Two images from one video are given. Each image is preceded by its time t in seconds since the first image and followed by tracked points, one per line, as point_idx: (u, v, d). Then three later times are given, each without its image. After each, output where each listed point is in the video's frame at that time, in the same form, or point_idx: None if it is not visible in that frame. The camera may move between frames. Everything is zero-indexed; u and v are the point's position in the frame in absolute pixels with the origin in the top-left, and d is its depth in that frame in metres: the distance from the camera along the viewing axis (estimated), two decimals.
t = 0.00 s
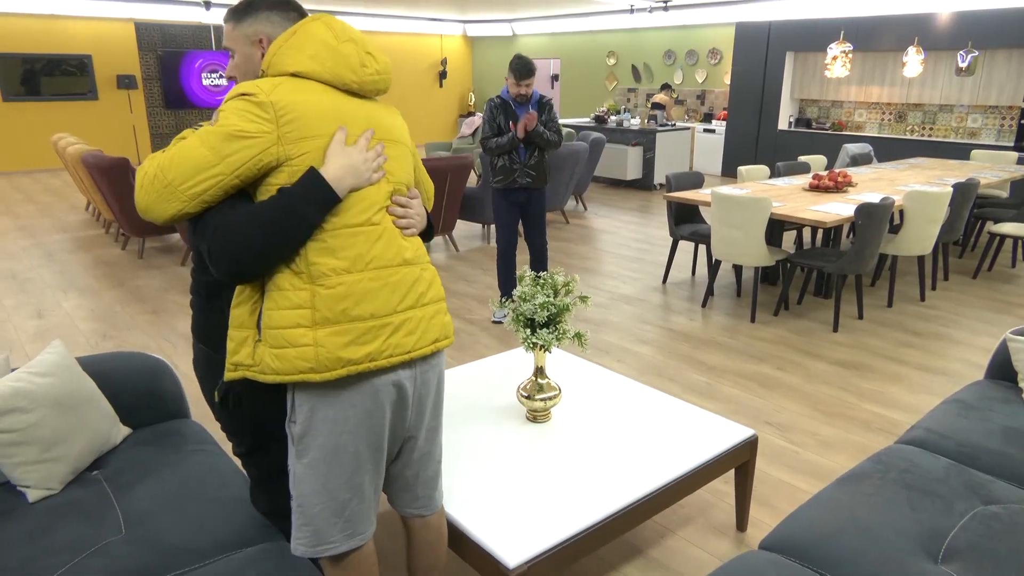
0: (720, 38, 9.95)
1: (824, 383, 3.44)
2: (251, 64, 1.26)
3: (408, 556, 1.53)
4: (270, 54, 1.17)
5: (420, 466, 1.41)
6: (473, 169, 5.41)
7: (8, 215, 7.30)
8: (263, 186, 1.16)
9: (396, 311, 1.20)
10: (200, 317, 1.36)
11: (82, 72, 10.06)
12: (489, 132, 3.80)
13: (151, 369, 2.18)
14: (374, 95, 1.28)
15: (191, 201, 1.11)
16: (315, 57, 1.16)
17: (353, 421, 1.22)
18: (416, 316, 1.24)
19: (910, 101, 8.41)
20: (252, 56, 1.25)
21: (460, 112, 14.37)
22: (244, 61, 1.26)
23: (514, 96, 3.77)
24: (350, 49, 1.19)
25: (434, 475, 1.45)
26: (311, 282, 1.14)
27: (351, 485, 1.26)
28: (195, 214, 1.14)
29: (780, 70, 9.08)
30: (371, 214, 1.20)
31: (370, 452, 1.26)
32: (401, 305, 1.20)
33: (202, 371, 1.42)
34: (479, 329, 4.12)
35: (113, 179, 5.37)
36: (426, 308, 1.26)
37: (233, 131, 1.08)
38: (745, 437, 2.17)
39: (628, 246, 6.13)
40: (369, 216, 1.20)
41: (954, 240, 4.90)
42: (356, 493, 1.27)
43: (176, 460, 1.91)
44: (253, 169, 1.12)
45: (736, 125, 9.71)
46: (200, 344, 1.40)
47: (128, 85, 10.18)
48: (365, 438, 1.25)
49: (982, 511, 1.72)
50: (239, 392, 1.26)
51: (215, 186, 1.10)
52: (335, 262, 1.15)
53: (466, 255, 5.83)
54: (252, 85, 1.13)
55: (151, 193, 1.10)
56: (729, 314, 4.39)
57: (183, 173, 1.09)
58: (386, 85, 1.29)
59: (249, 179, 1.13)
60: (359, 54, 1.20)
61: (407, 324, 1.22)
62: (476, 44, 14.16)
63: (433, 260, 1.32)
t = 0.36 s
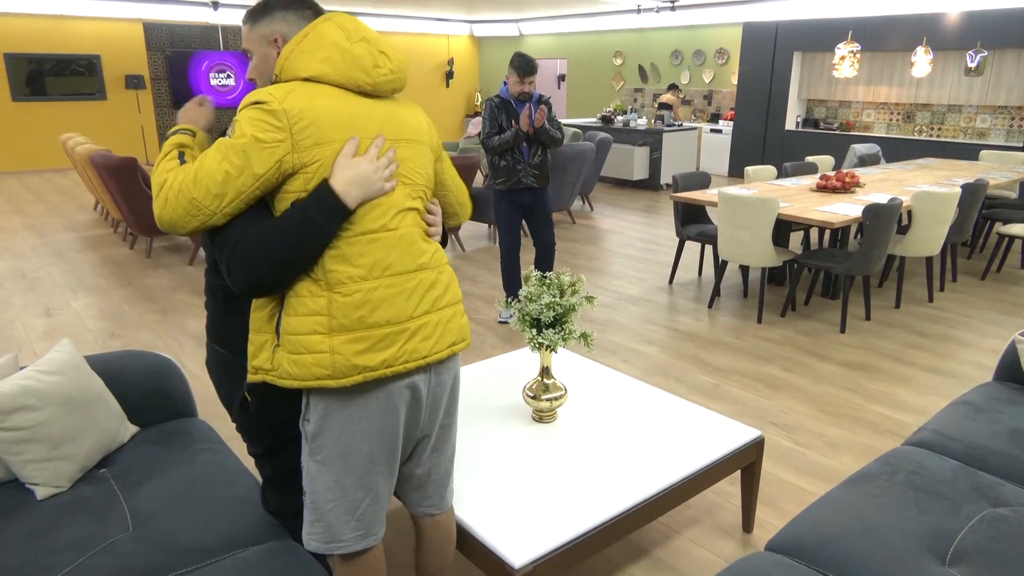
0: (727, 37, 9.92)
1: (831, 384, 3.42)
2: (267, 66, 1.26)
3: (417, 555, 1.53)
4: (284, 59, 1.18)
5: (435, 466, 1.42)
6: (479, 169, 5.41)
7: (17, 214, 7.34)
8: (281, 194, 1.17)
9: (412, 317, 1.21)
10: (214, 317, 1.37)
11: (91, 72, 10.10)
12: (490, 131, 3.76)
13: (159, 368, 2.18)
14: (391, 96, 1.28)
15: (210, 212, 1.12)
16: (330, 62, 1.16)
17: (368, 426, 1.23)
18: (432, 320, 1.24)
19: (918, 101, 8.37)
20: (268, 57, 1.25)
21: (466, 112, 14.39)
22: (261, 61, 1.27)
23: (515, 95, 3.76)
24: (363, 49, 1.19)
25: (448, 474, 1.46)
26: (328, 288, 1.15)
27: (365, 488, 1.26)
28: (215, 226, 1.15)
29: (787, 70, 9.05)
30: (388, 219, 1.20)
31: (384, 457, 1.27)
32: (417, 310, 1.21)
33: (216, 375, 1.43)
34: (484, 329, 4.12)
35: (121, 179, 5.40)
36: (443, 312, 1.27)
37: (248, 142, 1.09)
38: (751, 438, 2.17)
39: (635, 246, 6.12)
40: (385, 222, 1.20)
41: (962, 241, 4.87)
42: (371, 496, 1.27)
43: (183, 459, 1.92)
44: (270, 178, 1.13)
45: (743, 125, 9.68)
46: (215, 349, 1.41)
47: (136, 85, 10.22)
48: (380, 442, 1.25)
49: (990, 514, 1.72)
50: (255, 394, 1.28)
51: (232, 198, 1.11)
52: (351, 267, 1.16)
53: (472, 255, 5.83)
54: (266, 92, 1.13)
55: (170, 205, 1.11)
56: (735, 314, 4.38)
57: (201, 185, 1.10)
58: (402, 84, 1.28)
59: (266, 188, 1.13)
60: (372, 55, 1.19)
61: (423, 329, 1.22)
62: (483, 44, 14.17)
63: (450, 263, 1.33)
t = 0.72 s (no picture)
0: (734, 37, 9.90)
1: (837, 385, 3.41)
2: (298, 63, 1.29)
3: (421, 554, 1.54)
4: (300, 63, 1.20)
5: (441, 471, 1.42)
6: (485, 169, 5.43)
7: (26, 213, 7.38)
8: (290, 200, 1.20)
9: (409, 330, 1.22)
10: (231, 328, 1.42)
11: (100, 72, 10.16)
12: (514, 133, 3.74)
13: (167, 367, 2.20)
14: (410, 98, 1.27)
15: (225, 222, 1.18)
16: (340, 69, 1.17)
17: (364, 434, 1.24)
18: (432, 333, 1.25)
19: (926, 101, 8.32)
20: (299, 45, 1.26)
21: (473, 112, 14.40)
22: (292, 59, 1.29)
23: (539, 95, 3.76)
24: (372, 55, 1.18)
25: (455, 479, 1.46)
26: (328, 296, 1.19)
27: (362, 492, 1.29)
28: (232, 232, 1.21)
29: (794, 71, 9.02)
30: (390, 230, 1.21)
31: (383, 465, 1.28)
32: (413, 323, 1.22)
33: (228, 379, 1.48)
34: (490, 329, 4.12)
35: (129, 178, 5.42)
36: (445, 324, 1.27)
37: (253, 153, 1.13)
38: (758, 439, 2.16)
39: (641, 247, 6.11)
40: (385, 235, 1.20)
41: (971, 242, 4.84)
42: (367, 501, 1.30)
43: (190, 457, 1.93)
44: (275, 187, 1.16)
45: (750, 126, 9.65)
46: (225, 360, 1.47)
47: (145, 85, 10.28)
48: (376, 452, 1.26)
49: (998, 516, 1.71)
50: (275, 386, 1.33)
51: (240, 207, 1.16)
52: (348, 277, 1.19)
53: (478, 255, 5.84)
54: (274, 99, 1.16)
55: (181, 212, 1.17)
56: (742, 315, 4.37)
57: (212, 194, 1.15)
58: (421, 87, 1.26)
59: (274, 195, 1.17)
60: (381, 61, 1.18)
61: (421, 342, 1.23)
62: (489, 45, 14.18)
63: (458, 272, 1.32)
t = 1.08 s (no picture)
0: (741, 37, 9.87)
1: (844, 387, 3.39)
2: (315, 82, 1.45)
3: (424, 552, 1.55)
4: (333, 60, 1.24)
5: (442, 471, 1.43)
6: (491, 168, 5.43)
7: (35, 212, 7.42)
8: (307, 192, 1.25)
9: (406, 330, 1.24)
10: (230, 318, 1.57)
11: (108, 72, 10.21)
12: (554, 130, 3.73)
13: (174, 365, 2.20)
14: (436, 101, 1.26)
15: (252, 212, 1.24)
16: (364, 69, 1.20)
17: (361, 426, 1.27)
18: (428, 338, 1.26)
19: (935, 101, 8.28)
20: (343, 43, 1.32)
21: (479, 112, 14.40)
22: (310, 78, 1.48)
23: (581, 94, 3.75)
24: (395, 58, 1.19)
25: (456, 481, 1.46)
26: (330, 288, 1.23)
27: (356, 480, 1.32)
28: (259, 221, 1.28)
29: (802, 71, 8.98)
30: (392, 233, 1.21)
31: (377, 458, 1.30)
32: (410, 324, 1.24)
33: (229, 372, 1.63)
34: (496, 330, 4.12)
35: (137, 177, 5.44)
36: (445, 329, 1.28)
37: (275, 145, 1.19)
38: (764, 440, 2.16)
39: (647, 247, 6.10)
40: (388, 236, 1.21)
41: (979, 243, 4.81)
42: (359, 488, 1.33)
43: (197, 455, 1.94)
44: (294, 180, 1.21)
45: (757, 126, 9.62)
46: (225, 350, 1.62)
47: (152, 85, 10.32)
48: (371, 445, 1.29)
49: (1007, 519, 1.70)
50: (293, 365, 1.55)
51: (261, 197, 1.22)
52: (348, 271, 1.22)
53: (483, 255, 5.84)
54: (300, 92, 1.20)
55: (208, 196, 1.25)
56: (748, 316, 4.35)
57: (238, 186, 1.22)
58: (447, 93, 1.26)
59: (296, 188, 1.23)
60: (403, 63, 1.18)
61: (417, 344, 1.24)
62: (496, 45, 14.18)
63: (467, 281, 1.31)
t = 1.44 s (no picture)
0: (748, 37, 9.85)
1: (851, 388, 3.38)
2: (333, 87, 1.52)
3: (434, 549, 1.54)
4: (359, 59, 1.27)
5: (453, 470, 1.43)
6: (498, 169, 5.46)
7: (44, 212, 7.47)
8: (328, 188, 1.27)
9: (419, 326, 1.24)
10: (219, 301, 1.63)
11: (117, 72, 10.26)
12: (579, 134, 3.62)
13: (181, 364, 2.21)
14: (458, 101, 1.29)
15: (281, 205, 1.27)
16: (388, 67, 1.23)
17: (373, 418, 1.29)
18: (441, 334, 1.26)
19: (944, 101, 8.24)
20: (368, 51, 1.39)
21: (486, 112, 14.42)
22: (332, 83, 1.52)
23: (605, 95, 3.61)
24: (417, 56, 1.22)
25: (467, 482, 1.46)
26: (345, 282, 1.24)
27: (363, 473, 1.32)
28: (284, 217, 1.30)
29: (809, 71, 8.96)
30: (408, 228, 1.22)
31: (388, 453, 1.31)
32: (422, 320, 1.24)
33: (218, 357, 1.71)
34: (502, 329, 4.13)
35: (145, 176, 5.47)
36: (459, 327, 1.28)
37: (299, 139, 1.22)
38: (771, 441, 2.15)
39: (654, 247, 6.09)
40: (403, 230, 1.22)
41: (988, 244, 4.78)
42: (369, 483, 1.33)
43: (204, 454, 1.94)
44: (316, 176, 1.24)
45: (765, 126, 9.59)
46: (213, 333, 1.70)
47: (160, 85, 10.37)
48: (381, 438, 1.30)
49: (1015, 522, 1.68)
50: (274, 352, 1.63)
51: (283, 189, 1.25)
52: (362, 265, 1.22)
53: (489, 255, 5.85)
54: (327, 89, 1.24)
55: (237, 191, 1.28)
56: (755, 317, 4.34)
57: (266, 181, 1.25)
58: (469, 93, 1.28)
59: (319, 181, 1.25)
60: (425, 62, 1.21)
61: (430, 340, 1.25)
62: (502, 46, 14.19)
63: (482, 280, 1.31)
